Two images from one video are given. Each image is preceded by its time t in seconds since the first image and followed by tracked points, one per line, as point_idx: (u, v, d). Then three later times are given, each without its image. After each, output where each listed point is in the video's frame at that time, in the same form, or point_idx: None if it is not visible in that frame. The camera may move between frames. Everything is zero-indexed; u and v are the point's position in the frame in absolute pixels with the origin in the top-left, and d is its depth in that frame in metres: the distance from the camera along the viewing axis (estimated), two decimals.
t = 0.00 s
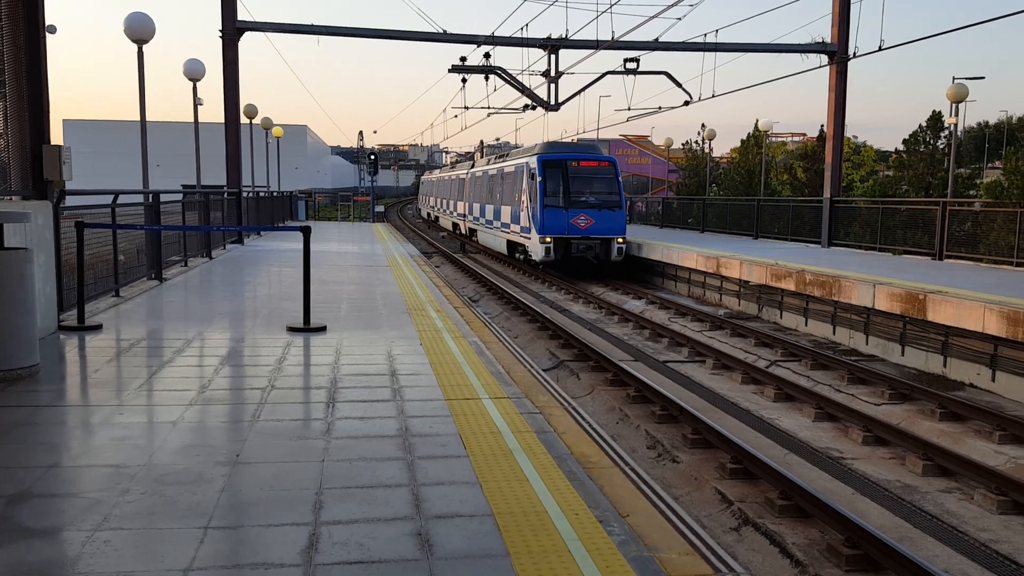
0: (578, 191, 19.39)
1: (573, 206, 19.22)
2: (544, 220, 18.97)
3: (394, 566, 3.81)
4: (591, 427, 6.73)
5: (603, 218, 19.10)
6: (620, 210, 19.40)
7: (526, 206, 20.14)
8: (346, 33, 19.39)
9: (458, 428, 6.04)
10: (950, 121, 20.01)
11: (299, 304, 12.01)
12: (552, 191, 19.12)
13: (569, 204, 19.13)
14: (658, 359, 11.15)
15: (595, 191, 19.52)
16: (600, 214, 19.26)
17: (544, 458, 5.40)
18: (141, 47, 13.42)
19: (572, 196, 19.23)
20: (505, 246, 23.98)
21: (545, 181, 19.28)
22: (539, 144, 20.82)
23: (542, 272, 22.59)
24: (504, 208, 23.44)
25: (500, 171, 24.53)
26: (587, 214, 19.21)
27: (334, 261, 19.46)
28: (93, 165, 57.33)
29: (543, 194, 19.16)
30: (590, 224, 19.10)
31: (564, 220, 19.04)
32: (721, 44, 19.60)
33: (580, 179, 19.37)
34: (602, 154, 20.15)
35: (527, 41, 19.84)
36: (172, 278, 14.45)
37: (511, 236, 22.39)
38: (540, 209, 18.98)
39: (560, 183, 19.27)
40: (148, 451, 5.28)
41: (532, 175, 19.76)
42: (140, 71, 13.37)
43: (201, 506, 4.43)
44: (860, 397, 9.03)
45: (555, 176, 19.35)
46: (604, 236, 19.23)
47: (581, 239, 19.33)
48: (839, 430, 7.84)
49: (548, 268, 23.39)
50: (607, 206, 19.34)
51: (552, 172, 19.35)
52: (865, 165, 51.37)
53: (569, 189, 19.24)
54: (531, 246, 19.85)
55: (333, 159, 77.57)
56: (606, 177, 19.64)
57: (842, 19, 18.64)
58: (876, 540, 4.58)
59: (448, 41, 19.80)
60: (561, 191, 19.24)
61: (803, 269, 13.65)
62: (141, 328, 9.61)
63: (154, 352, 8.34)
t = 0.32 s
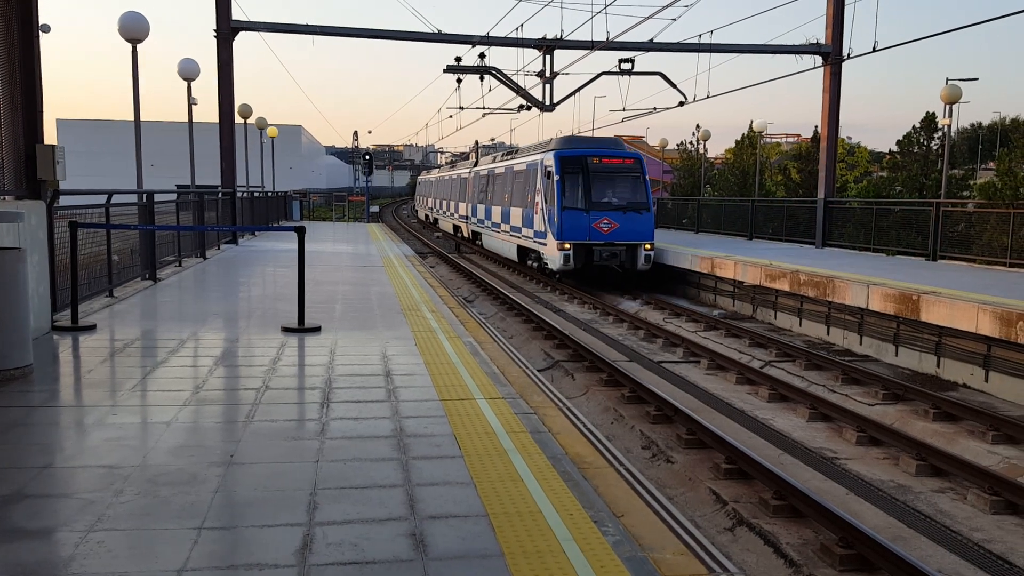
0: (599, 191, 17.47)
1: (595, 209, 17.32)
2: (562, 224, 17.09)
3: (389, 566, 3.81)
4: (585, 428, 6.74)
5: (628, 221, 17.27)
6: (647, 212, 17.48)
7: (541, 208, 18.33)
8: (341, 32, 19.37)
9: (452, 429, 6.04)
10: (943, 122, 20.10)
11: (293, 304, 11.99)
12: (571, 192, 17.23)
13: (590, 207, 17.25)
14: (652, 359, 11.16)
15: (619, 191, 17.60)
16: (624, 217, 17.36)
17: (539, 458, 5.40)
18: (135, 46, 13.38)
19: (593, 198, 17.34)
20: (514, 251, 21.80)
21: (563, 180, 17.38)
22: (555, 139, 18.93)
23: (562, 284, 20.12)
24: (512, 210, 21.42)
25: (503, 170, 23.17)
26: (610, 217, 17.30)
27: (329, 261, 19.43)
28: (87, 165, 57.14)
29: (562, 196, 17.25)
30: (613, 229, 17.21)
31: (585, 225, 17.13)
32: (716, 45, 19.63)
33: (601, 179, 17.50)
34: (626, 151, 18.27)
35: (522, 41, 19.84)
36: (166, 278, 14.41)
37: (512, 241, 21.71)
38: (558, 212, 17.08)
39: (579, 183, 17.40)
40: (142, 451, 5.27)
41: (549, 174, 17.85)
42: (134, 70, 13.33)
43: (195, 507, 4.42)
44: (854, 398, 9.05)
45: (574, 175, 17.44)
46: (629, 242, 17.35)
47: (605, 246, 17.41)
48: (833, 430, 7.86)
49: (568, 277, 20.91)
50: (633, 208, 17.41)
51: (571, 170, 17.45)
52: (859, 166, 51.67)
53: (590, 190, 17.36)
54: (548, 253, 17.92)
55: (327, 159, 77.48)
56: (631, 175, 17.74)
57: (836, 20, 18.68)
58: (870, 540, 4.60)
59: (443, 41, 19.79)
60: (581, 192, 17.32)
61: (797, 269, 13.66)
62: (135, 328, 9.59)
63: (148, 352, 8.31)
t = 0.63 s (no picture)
0: (637, 192, 15.14)
1: (632, 212, 14.98)
2: (594, 230, 14.80)
3: (388, 566, 3.82)
4: (584, 428, 6.75)
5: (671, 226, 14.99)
6: (691, 216, 15.18)
7: (568, 212, 16.02)
8: (340, 33, 19.36)
9: (451, 429, 6.06)
10: (941, 123, 20.13)
11: (292, 305, 11.99)
12: (604, 194, 14.96)
13: (626, 210, 14.98)
14: (651, 360, 11.17)
15: (659, 192, 15.25)
16: (666, 222, 15.03)
17: (538, 458, 5.42)
18: (134, 46, 13.37)
19: (630, 199, 15.06)
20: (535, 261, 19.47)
21: (596, 180, 15.09)
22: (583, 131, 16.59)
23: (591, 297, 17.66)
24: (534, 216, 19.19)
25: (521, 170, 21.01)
26: (650, 222, 14.97)
27: (327, 262, 19.43)
28: (86, 165, 57.06)
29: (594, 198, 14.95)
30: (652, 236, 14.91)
31: (620, 230, 14.84)
32: (714, 46, 19.65)
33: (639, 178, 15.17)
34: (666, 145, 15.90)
35: (521, 42, 19.85)
36: (165, 279, 14.41)
37: (512, 241, 21.85)
38: (590, 216, 14.82)
39: (612, 182, 15.12)
40: (141, 451, 5.28)
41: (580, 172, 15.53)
42: (133, 70, 13.32)
43: (194, 507, 4.43)
44: (852, 398, 9.07)
45: (608, 174, 15.14)
46: (671, 250, 15.02)
47: (643, 254, 15.12)
48: (831, 431, 7.87)
49: (597, 290, 18.40)
50: (675, 211, 15.14)
51: (603, 168, 15.16)
52: (857, 167, 51.82)
53: (626, 190, 15.06)
54: (577, 264, 15.55)
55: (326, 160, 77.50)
56: (672, 173, 15.41)
57: (835, 21, 18.70)
58: (867, 540, 4.61)
59: (442, 41, 19.79)
60: (616, 193, 15.02)
61: (796, 270, 13.64)
62: (134, 328, 9.59)
63: (147, 352, 8.32)
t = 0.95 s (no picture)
0: (682, 192, 12.84)
1: (677, 216, 12.69)
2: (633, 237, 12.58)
3: (386, 566, 3.82)
4: (583, 428, 6.75)
5: (721, 233, 12.80)
6: (745, 220, 12.92)
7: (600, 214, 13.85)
8: (339, 32, 19.35)
9: (450, 429, 6.05)
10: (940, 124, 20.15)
11: (291, 304, 11.99)
12: (645, 195, 12.73)
13: (670, 213, 12.70)
14: (650, 360, 11.16)
15: (707, 191, 12.96)
16: (716, 228, 12.79)
17: (536, 458, 5.41)
18: (133, 46, 13.37)
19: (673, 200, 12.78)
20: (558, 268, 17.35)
21: (634, 178, 12.84)
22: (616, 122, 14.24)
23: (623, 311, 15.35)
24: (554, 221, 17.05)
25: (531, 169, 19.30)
26: (698, 227, 12.72)
27: (326, 261, 19.43)
28: (84, 164, 56.99)
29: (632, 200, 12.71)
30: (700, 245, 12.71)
31: (663, 238, 12.61)
32: (714, 47, 19.66)
33: (684, 176, 12.90)
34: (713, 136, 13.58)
35: (520, 42, 19.86)
36: (164, 278, 14.41)
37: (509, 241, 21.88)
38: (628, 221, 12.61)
39: (654, 180, 12.82)
40: (140, 451, 5.28)
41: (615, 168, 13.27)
42: (132, 70, 13.32)
43: (192, 506, 4.43)
44: (850, 398, 9.07)
45: (648, 170, 12.88)
46: (721, 260, 12.81)
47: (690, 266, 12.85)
48: (829, 431, 7.88)
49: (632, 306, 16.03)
50: (726, 214, 12.87)
51: (644, 164, 12.89)
52: (857, 168, 51.87)
53: (669, 189, 12.79)
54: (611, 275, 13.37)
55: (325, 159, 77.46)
56: (720, 170, 13.10)
57: (834, 21, 18.70)
58: (866, 540, 4.62)
59: (442, 41, 19.79)
60: (657, 193, 12.75)
61: (794, 270, 13.61)
62: (133, 328, 9.57)
63: (146, 352, 8.31)
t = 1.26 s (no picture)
0: (751, 193, 10.49)
1: (747, 223, 10.37)
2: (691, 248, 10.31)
3: (384, 566, 3.82)
4: (580, 428, 6.76)
5: (800, 243, 10.45)
6: (828, 227, 10.58)
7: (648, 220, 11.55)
8: (337, 32, 19.34)
9: (447, 429, 6.06)
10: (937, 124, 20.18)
11: (289, 305, 12.00)
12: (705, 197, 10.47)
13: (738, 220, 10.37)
14: (648, 360, 11.17)
15: (781, 191, 10.61)
16: (793, 237, 10.46)
17: (534, 459, 5.42)
18: (131, 46, 13.36)
19: (741, 202, 10.44)
20: (589, 281, 15.04)
21: (693, 176, 10.55)
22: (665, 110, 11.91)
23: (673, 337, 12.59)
24: (584, 226, 14.85)
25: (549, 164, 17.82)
26: (771, 236, 10.42)
27: (324, 262, 19.42)
28: (81, 164, 56.92)
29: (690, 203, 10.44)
30: (773, 257, 10.39)
31: (728, 250, 10.32)
32: (711, 47, 19.68)
33: (753, 173, 10.56)
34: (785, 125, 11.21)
35: (518, 42, 19.87)
36: (161, 278, 14.39)
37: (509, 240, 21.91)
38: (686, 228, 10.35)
39: (716, 178, 10.52)
40: (138, 451, 5.28)
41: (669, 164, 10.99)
42: (130, 69, 13.30)
43: (190, 506, 4.43)
44: (848, 399, 9.08)
45: (710, 166, 10.59)
46: (800, 276, 10.44)
47: (762, 282, 10.51)
48: (826, 432, 7.89)
49: (685, 330, 13.48)
50: (805, 219, 10.51)
51: (704, 159, 10.60)
52: (854, 168, 51.92)
53: (735, 188, 10.47)
54: (663, 293, 11.04)
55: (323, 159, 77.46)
56: (796, 164, 10.72)
57: (831, 22, 18.72)
58: (863, 539, 4.63)
59: (439, 41, 19.79)
60: (720, 195, 10.46)
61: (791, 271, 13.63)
62: (130, 328, 9.56)
63: (143, 352, 8.31)
